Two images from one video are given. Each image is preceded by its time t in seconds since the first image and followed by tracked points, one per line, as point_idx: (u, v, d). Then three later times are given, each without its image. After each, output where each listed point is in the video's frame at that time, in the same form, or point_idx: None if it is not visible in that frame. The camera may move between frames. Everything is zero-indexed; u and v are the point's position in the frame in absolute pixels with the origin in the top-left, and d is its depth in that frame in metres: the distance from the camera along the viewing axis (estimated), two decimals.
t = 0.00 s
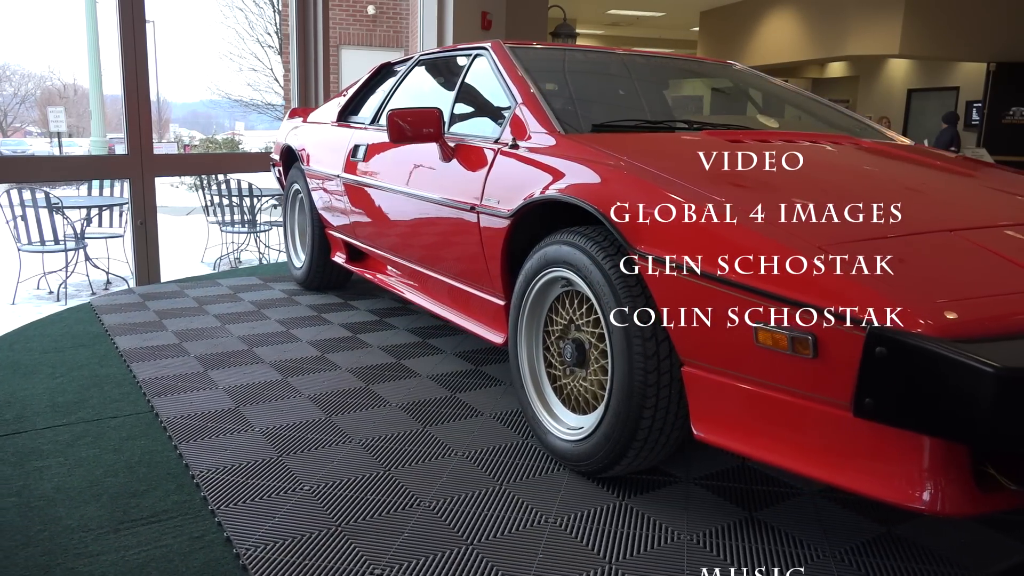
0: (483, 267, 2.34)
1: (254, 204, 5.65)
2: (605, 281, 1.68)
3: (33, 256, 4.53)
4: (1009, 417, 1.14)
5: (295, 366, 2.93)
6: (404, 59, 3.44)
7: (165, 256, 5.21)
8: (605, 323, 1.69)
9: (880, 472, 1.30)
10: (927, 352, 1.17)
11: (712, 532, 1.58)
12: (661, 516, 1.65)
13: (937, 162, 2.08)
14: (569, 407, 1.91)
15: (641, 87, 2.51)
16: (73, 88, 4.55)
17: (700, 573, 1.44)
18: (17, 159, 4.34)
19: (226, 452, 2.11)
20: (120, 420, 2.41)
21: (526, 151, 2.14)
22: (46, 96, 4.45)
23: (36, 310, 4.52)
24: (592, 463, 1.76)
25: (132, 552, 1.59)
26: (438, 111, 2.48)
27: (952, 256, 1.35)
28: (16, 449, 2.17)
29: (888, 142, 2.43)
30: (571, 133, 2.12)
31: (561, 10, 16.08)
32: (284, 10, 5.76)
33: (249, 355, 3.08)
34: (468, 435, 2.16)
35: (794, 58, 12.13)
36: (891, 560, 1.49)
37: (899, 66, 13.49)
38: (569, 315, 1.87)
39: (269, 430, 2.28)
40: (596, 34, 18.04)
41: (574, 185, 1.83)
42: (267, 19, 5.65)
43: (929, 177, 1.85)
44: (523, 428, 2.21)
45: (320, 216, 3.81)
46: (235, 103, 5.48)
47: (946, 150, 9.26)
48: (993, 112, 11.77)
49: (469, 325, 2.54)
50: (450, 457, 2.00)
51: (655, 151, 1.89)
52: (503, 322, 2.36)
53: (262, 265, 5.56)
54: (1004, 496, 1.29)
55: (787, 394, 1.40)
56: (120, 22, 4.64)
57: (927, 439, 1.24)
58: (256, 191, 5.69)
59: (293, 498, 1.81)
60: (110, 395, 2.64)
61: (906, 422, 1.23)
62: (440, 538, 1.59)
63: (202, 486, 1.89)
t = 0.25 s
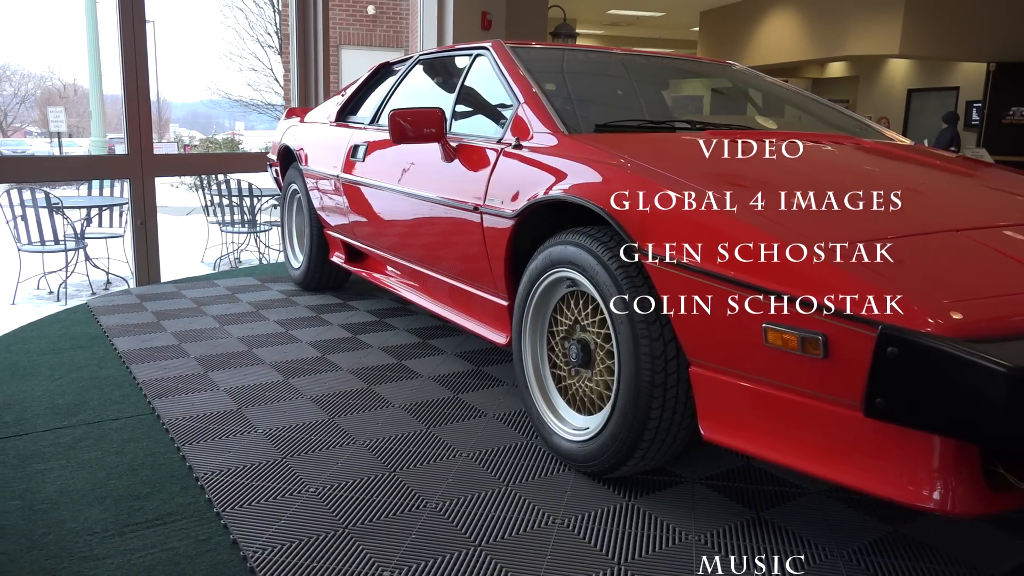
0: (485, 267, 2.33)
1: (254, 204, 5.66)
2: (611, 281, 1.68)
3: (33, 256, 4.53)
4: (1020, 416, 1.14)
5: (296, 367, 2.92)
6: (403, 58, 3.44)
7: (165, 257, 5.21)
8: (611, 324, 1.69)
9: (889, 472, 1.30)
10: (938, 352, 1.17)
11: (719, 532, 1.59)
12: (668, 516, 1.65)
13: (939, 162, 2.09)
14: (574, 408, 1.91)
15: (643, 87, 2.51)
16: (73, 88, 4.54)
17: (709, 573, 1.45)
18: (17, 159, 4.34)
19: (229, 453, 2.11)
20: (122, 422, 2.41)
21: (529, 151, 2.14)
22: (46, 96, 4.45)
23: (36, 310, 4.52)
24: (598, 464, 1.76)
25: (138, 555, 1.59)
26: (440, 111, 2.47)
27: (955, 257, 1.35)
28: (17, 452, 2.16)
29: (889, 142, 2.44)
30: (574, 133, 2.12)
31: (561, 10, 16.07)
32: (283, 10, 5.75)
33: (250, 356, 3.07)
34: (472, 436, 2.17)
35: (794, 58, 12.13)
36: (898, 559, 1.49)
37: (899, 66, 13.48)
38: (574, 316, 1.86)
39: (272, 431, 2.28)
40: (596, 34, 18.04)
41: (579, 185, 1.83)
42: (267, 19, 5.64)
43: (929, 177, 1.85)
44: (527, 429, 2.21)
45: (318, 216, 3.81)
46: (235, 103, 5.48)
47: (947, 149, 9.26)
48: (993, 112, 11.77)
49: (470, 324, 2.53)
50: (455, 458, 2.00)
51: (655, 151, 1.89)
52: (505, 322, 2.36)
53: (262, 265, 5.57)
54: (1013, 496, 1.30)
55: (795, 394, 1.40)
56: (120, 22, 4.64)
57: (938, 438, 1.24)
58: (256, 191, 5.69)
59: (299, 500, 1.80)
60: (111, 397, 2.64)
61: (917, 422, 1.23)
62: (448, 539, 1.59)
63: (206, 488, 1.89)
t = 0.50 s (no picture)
0: (488, 267, 2.33)
1: (254, 204, 5.67)
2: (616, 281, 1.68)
3: (33, 256, 4.53)
4: None
5: (297, 368, 2.92)
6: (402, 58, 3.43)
7: (165, 257, 5.21)
8: (618, 325, 1.69)
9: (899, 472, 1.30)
10: (948, 353, 1.17)
11: (727, 532, 1.59)
12: (677, 517, 1.66)
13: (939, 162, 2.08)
14: (580, 408, 1.91)
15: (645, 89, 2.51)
16: (73, 88, 4.54)
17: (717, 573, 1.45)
18: (17, 159, 4.34)
19: (233, 455, 2.11)
20: (123, 424, 2.40)
21: (533, 151, 2.14)
22: (46, 97, 4.45)
23: (36, 310, 4.52)
24: (604, 465, 1.76)
25: (143, 558, 1.59)
26: (443, 112, 2.46)
27: (958, 256, 1.35)
28: (19, 455, 2.16)
29: (890, 142, 2.44)
30: (578, 133, 2.11)
31: (561, 10, 16.06)
32: (283, 10, 5.75)
33: (250, 358, 3.07)
34: (477, 437, 2.17)
35: (794, 58, 12.13)
36: (907, 558, 1.49)
37: (899, 66, 13.48)
38: (579, 316, 1.86)
39: (275, 433, 2.28)
40: (596, 34, 18.06)
41: (583, 185, 1.83)
42: (267, 19, 5.64)
43: (929, 177, 1.85)
44: (531, 429, 2.21)
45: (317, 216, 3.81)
46: (235, 103, 5.48)
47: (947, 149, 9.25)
48: (993, 112, 11.76)
49: (472, 325, 2.53)
50: (460, 460, 2.00)
51: (656, 150, 1.89)
52: (508, 322, 2.36)
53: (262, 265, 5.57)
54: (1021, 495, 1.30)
55: (803, 394, 1.40)
56: (120, 22, 4.64)
57: (947, 438, 1.25)
58: (256, 190, 5.70)
59: (304, 502, 1.80)
60: (111, 399, 2.64)
61: (929, 422, 1.23)
62: (456, 541, 1.59)
63: (211, 491, 1.89)
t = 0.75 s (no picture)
0: (491, 268, 2.32)
1: (254, 204, 5.68)
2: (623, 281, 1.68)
3: (33, 256, 4.53)
4: None
5: (297, 369, 2.92)
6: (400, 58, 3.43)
7: (165, 257, 5.20)
8: (624, 325, 1.69)
9: (910, 472, 1.30)
10: (962, 353, 1.18)
11: (735, 532, 1.59)
12: (685, 518, 1.66)
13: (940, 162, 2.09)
14: (586, 409, 1.91)
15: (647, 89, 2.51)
16: (73, 88, 4.54)
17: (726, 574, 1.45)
18: (17, 159, 4.34)
19: (237, 457, 2.11)
20: (125, 426, 2.40)
21: (537, 151, 2.13)
22: (46, 96, 4.44)
23: (36, 310, 4.52)
24: (611, 465, 1.76)
25: (149, 561, 1.59)
26: (445, 111, 2.44)
27: (963, 256, 1.35)
28: (20, 457, 2.16)
29: (891, 142, 2.44)
30: (582, 133, 2.11)
31: (561, 10, 16.05)
32: (284, 10, 5.75)
33: (249, 359, 3.07)
34: (481, 438, 2.16)
35: (794, 58, 12.12)
36: (915, 557, 1.50)
37: (899, 66, 13.47)
38: (584, 316, 1.86)
39: (279, 434, 2.28)
40: (596, 34, 18.07)
41: (589, 185, 1.82)
42: (267, 19, 5.64)
43: (930, 178, 1.85)
44: (535, 430, 2.21)
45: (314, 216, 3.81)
46: (235, 103, 5.48)
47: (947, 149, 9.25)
48: (993, 112, 11.76)
49: (473, 325, 2.53)
50: (464, 461, 2.00)
51: (657, 150, 1.89)
52: (510, 322, 2.36)
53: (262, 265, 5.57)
54: None
55: (811, 393, 1.40)
56: (120, 22, 4.64)
57: (958, 438, 1.25)
58: (256, 190, 5.70)
59: (310, 504, 1.80)
60: (112, 401, 2.63)
61: (941, 422, 1.23)
62: (464, 543, 1.59)
63: (215, 493, 1.89)
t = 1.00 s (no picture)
0: (494, 269, 2.32)
1: (254, 204, 5.68)
2: (630, 281, 1.68)
3: (33, 256, 4.53)
4: None
5: (297, 370, 2.92)
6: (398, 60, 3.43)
7: (165, 257, 5.20)
8: (631, 325, 1.69)
9: (920, 472, 1.30)
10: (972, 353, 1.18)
11: (743, 533, 1.59)
12: (692, 518, 1.66)
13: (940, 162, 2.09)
14: (591, 409, 1.91)
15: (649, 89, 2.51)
16: (73, 88, 4.54)
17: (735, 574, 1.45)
18: (17, 159, 4.33)
19: (241, 459, 2.11)
20: (126, 428, 2.40)
21: (541, 151, 2.13)
22: (46, 96, 4.44)
23: (36, 310, 4.52)
24: (618, 466, 1.76)
25: (156, 564, 1.59)
26: (447, 111, 2.44)
27: (965, 255, 1.36)
28: (22, 460, 2.15)
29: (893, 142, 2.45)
30: (585, 134, 2.11)
31: (561, 10, 16.04)
32: (283, 10, 5.76)
33: (249, 360, 3.07)
34: (485, 439, 2.16)
35: (794, 58, 12.12)
36: (922, 556, 1.50)
37: (899, 66, 13.47)
38: (590, 317, 1.86)
39: (283, 436, 2.28)
40: (596, 34, 18.07)
41: (593, 185, 1.82)
42: (267, 19, 5.64)
43: (933, 177, 1.85)
44: (539, 431, 2.21)
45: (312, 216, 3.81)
46: (235, 103, 5.48)
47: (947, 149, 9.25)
48: (993, 112, 11.76)
49: (474, 325, 2.52)
50: (469, 462, 2.00)
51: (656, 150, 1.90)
52: (512, 322, 2.36)
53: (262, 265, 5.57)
54: None
55: (819, 393, 1.41)
56: (120, 22, 4.64)
57: (967, 437, 1.26)
58: (257, 190, 5.71)
59: (317, 506, 1.80)
60: (113, 402, 2.63)
61: (952, 422, 1.23)
62: (473, 544, 1.59)
63: (221, 496, 1.89)
